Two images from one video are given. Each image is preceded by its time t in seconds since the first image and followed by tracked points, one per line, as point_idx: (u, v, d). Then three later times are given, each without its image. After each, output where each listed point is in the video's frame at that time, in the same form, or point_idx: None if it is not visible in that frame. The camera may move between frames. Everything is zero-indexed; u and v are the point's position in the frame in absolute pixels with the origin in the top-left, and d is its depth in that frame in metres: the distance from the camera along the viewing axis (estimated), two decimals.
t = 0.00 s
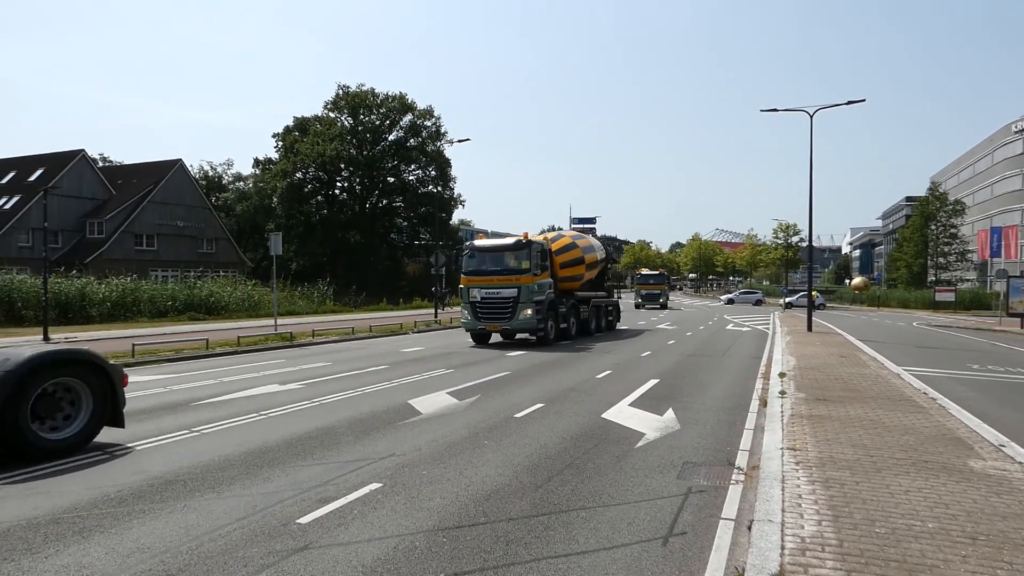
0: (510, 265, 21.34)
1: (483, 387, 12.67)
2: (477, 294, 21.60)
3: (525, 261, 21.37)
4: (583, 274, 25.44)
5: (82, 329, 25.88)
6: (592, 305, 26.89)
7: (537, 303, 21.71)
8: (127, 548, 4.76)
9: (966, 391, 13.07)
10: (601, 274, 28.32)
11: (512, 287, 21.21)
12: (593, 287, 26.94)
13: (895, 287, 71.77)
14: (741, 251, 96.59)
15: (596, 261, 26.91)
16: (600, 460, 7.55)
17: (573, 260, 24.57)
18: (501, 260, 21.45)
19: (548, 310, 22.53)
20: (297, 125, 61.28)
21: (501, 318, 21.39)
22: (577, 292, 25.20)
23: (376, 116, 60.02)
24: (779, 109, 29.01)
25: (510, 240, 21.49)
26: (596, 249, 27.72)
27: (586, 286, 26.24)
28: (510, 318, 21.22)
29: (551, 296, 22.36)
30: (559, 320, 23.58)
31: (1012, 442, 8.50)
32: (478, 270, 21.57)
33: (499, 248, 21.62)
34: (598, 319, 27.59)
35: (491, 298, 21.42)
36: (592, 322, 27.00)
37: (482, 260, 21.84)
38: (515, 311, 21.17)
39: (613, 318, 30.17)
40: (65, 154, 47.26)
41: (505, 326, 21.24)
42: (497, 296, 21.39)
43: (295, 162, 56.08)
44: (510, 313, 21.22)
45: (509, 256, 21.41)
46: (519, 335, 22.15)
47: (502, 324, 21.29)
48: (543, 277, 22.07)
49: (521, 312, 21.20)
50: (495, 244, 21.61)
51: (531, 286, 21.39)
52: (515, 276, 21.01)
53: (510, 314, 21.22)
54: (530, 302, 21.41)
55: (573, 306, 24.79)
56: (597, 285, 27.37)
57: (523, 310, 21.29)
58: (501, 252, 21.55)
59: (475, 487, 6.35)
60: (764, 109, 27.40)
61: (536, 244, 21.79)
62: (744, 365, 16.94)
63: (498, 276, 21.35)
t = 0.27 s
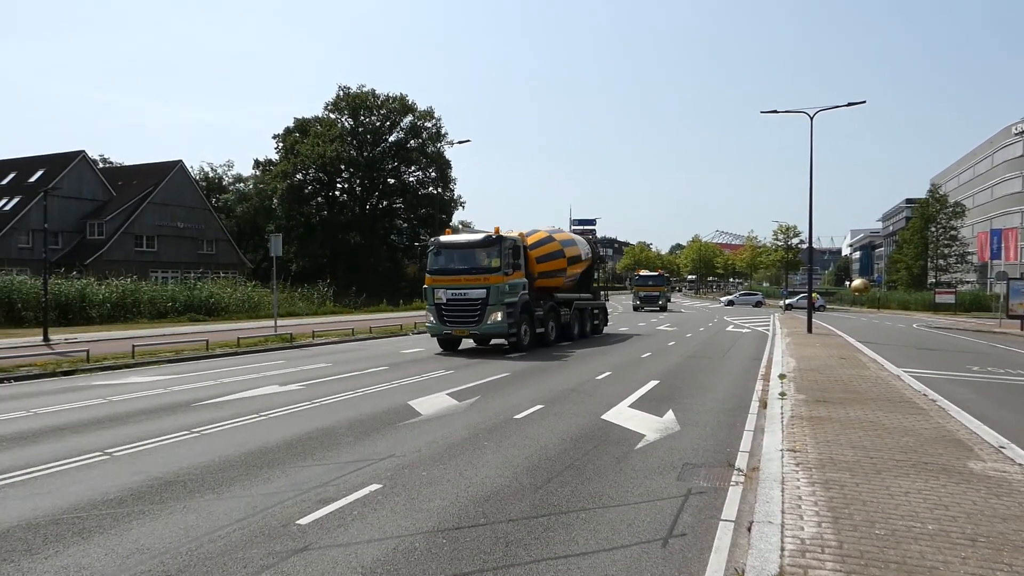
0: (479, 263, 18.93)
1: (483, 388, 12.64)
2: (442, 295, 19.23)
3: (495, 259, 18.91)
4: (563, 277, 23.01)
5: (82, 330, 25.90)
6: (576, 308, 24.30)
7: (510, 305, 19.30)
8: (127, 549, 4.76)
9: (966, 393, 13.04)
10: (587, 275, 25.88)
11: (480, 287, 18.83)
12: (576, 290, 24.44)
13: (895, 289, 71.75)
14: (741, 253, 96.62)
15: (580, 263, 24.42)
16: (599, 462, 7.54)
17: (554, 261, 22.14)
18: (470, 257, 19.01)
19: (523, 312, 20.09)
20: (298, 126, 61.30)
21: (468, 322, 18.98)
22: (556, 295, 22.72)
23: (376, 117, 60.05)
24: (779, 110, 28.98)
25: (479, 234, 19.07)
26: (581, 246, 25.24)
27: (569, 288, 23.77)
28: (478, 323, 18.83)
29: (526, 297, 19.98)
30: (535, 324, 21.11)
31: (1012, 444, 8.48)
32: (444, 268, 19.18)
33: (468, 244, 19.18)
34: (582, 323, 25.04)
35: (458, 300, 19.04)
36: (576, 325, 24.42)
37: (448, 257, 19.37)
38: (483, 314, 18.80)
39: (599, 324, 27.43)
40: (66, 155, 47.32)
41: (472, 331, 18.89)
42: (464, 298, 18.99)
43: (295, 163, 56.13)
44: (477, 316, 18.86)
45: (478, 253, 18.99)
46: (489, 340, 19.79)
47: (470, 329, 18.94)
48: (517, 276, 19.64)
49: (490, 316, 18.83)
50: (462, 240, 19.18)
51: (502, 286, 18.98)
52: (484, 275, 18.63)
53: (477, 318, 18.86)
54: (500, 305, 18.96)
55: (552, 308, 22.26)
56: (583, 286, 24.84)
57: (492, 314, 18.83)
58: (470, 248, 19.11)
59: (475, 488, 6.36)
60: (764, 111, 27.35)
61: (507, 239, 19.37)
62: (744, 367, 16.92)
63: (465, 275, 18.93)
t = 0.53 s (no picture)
0: (438, 259, 16.69)
1: (483, 388, 12.62)
2: (396, 295, 16.93)
3: (455, 255, 16.69)
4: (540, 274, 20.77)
5: (83, 330, 25.92)
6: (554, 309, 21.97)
7: (472, 307, 16.99)
8: (127, 549, 4.76)
9: (967, 394, 13.02)
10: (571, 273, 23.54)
11: (438, 286, 16.54)
12: (556, 289, 22.08)
13: (895, 290, 71.74)
14: (741, 253, 96.66)
15: (562, 258, 22.05)
16: (599, 463, 7.52)
17: (528, 254, 19.93)
18: (428, 252, 16.79)
19: (489, 315, 17.79)
20: (298, 126, 61.30)
21: (424, 326, 16.65)
22: (531, 294, 20.38)
23: (377, 118, 60.05)
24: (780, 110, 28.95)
25: (438, 227, 16.86)
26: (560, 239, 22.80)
27: (545, 287, 21.40)
28: (435, 327, 16.50)
29: (493, 299, 17.64)
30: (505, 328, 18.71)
31: (1013, 445, 8.48)
32: (400, 265, 16.89)
33: (426, 238, 16.95)
34: (562, 325, 22.64)
35: (414, 301, 16.73)
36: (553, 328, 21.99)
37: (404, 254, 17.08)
38: (441, 317, 16.46)
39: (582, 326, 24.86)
40: (66, 155, 47.35)
41: (429, 336, 16.55)
42: (420, 298, 16.70)
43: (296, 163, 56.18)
44: (435, 319, 16.52)
45: (437, 249, 16.75)
46: (452, 347, 17.44)
47: (426, 334, 16.59)
48: (481, 274, 17.36)
49: (449, 319, 16.49)
50: (420, 233, 16.96)
51: (463, 286, 16.70)
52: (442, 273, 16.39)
53: (435, 321, 16.52)
54: (461, 307, 16.63)
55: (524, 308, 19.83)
56: (562, 284, 22.41)
57: (451, 317, 16.49)
58: (428, 243, 16.90)
59: (475, 488, 6.36)
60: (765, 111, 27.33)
61: (471, 233, 17.13)
62: (744, 367, 16.92)
63: (422, 273, 16.68)
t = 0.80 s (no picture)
0: (388, 254, 14.43)
1: (482, 388, 12.61)
2: (342, 296, 14.62)
3: (407, 250, 14.42)
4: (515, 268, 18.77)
5: (83, 330, 25.93)
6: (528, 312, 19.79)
7: (428, 310, 14.74)
8: (127, 548, 4.76)
9: (966, 395, 13.02)
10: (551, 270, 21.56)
11: (388, 286, 14.25)
12: (533, 288, 19.92)
13: (895, 291, 71.75)
14: (741, 254, 96.72)
15: (537, 254, 19.87)
16: (598, 463, 7.51)
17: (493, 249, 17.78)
18: (377, 247, 14.53)
19: (450, 319, 15.56)
20: (298, 126, 61.32)
21: (373, 332, 14.36)
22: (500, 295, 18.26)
23: (377, 118, 60.09)
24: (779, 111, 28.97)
25: (389, 217, 14.59)
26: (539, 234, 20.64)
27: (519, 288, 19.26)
28: (385, 334, 14.21)
29: (453, 300, 15.46)
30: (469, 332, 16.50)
31: (1013, 446, 8.48)
32: (346, 261, 14.63)
33: (375, 230, 14.66)
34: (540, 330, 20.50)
35: (362, 302, 14.44)
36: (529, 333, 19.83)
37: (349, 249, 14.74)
38: (391, 322, 14.19)
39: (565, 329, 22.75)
40: (66, 155, 47.37)
41: (377, 344, 14.26)
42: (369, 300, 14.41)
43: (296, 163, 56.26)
44: (384, 324, 14.24)
45: (388, 242, 14.50)
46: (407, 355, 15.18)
47: (375, 341, 14.30)
48: (439, 272, 15.13)
49: (400, 324, 14.21)
50: (368, 225, 14.65)
51: (417, 286, 14.45)
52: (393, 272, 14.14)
53: (384, 327, 14.23)
54: (414, 311, 14.33)
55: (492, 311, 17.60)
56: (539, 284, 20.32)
57: (402, 322, 14.20)
58: (378, 235, 14.60)
59: (475, 488, 6.36)
60: (765, 112, 27.35)
61: (426, 225, 14.92)
62: (744, 368, 16.94)
63: (370, 270, 14.39)
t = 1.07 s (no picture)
0: (324, 248, 12.44)
1: (483, 388, 12.58)
2: (271, 297, 12.61)
3: (345, 245, 12.45)
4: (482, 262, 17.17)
5: (84, 330, 25.94)
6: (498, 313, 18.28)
7: (370, 313, 12.77)
8: (128, 549, 4.76)
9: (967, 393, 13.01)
10: (523, 272, 20.11)
11: (322, 285, 12.25)
12: (502, 289, 18.48)
13: (896, 290, 71.70)
14: (742, 253, 96.71)
15: (506, 251, 18.37)
16: (599, 463, 7.49)
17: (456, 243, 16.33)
18: (312, 240, 12.53)
19: (399, 323, 13.67)
20: (298, 126, 61.32)
21: (305, 339, 12.34)
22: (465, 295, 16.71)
23: (377, 118, 60.12)
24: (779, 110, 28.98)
25: (325, 206, 12.65)
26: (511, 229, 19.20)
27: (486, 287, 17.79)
28: (319, 341, 12.21)
29: (402, 301, 13.53)
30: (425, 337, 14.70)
31: (1015, 444, 8.45)
32: (276, 257, 12.62)
33: (310, 220, 12.66)
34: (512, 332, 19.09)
35: (293, 304, 12.41)
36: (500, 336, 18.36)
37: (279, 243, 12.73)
38: (326, 328, 12.18)
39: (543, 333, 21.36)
40: (67, 155, 47.41)
41: (310, 353, 12.24)
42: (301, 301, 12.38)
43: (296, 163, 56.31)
44: (318, 330, 12.23)
45: (323, 235, 12.53)
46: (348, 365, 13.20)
47: (308, 349, 12.28)
48: (384, 269, 13.21)
49: (336, 329, 12.22)
50: (301, 215, 12.64)
51: (356, 285, 12.48)
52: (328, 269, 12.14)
53: (317, 332, 12.22)
54: (352, 315, 12.32)
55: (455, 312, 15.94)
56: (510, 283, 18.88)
57: (338, 328, 12.18)
58: (312, 226, 12.61)
59: (476, 488, 6.36)
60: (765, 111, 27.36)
61: (369, 216, 13.03)
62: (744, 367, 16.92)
63: (302, 267, 12.38)
